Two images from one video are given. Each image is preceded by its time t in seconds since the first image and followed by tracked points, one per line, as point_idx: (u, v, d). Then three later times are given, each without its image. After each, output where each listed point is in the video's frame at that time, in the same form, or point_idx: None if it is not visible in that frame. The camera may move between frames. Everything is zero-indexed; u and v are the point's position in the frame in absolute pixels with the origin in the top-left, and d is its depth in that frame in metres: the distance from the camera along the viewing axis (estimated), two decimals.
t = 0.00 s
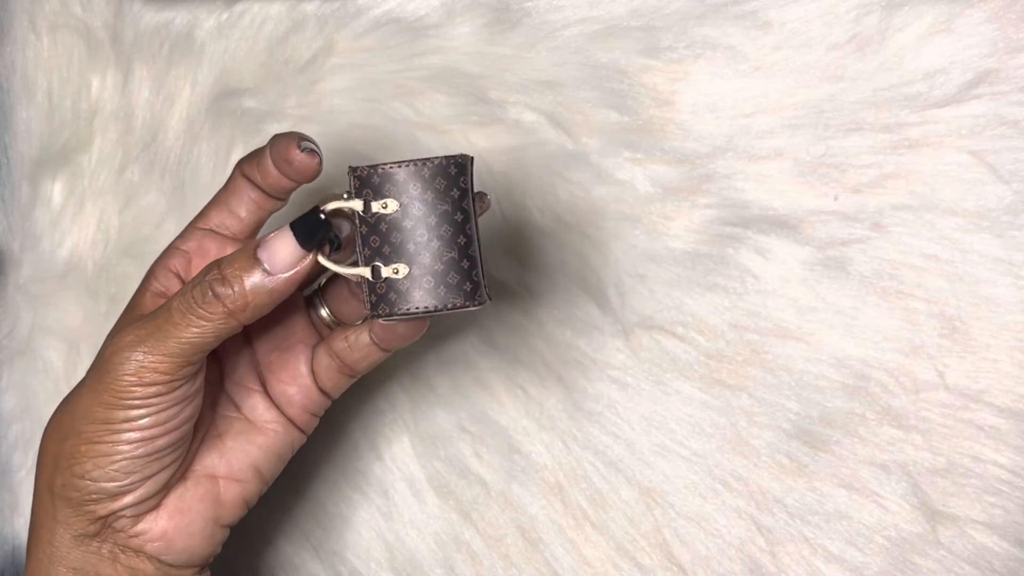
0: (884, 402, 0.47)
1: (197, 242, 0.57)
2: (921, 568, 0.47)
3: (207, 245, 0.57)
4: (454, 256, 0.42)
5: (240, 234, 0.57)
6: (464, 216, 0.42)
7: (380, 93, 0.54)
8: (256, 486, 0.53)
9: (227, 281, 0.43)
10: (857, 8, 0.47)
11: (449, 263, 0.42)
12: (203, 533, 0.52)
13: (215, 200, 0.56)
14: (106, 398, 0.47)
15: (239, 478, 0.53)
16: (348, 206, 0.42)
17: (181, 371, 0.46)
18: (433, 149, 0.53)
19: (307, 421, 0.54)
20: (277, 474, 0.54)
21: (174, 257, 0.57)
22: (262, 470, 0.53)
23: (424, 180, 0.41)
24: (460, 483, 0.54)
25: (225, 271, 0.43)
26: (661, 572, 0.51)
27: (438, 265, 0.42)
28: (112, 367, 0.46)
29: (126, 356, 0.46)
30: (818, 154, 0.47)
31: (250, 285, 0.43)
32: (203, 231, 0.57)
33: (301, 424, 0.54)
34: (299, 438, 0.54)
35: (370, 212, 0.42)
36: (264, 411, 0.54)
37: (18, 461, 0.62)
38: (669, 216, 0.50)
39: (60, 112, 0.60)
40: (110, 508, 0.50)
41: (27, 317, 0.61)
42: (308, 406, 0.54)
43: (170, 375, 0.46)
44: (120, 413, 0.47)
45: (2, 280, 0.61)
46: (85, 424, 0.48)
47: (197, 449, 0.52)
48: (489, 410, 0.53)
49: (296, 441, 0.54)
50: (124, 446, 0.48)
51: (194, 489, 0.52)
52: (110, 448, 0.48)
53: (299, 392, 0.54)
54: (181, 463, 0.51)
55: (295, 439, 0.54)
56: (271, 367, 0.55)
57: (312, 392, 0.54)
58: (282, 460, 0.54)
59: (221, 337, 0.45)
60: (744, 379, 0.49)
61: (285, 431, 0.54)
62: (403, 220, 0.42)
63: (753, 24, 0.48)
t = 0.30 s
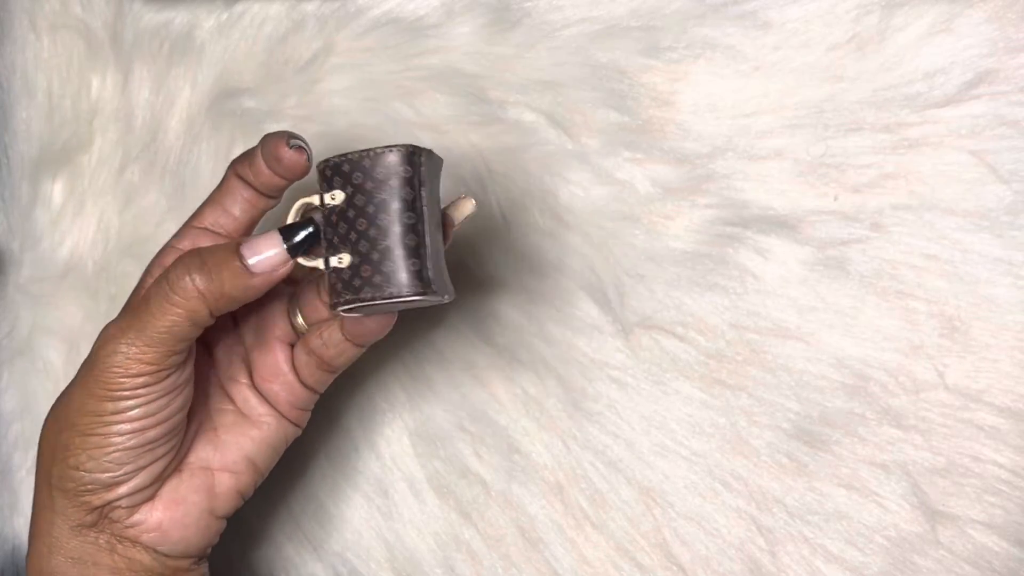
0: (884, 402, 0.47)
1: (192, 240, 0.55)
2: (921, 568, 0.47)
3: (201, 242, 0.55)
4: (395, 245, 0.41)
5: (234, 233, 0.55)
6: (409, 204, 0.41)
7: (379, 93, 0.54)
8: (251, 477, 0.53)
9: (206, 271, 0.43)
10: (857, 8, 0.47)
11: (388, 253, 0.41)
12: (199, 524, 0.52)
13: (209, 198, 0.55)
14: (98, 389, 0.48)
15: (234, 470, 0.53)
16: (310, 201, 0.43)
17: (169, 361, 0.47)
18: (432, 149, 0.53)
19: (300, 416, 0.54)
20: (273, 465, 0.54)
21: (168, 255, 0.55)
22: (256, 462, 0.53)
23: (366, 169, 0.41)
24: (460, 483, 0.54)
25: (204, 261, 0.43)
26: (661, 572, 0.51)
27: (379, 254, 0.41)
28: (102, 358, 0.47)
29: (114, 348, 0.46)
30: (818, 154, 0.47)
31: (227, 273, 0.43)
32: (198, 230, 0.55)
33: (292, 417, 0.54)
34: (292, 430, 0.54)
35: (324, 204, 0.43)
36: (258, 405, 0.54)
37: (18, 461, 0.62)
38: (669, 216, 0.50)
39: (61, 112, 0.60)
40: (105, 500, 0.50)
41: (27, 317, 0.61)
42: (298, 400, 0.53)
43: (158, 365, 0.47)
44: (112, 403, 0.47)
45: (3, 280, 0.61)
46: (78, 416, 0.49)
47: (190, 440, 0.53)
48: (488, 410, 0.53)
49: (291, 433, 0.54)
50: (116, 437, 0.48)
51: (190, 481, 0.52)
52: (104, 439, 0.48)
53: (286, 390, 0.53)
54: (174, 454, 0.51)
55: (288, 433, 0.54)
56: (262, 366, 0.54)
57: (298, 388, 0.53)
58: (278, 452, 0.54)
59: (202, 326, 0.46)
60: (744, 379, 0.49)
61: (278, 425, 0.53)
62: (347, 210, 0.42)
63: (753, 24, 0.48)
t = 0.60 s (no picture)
0: (883, 402, 0.47)
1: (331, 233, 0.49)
2: (921, 568, 0.47)
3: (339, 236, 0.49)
4: (350, 305, 0.38)
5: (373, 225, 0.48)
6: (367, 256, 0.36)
7: (380, 94, 0.55)
8: (367, 483, 0.50)
9: (288, 308, 0.42)
10: (857, 8, 0.47)
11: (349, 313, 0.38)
12: (308, 524, 0.51)
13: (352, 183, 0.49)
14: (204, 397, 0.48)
15: (350, 475, 0.50)
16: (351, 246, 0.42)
17: (259, 381, 0.46)
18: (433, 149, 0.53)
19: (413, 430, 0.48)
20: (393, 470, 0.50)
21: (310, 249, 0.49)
22: (372, 468, 0.50)
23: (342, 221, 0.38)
24: (460, 483, 0.53)
25: (285, 297, 0.42)
26: (661, 572, 0.51)
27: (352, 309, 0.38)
28: (206, 370, 0.48)
29: (213, 361, 0.47)
30: (818, 154, 0.47)
31: (302, 317, 0.41)
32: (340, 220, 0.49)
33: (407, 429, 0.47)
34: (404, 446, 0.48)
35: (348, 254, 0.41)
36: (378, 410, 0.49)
37: (18, 461, 0.62)
38: (669, 216, 0.50)
39: (61, 112, 0.60)
40: (224, 493, 0.51)
41: (27, 317, 0.61)
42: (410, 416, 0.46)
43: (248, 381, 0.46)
44: (214, 412, 0.48)
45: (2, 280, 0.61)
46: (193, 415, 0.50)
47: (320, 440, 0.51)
48: (489, 411, 0.53)
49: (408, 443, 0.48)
50: (220, 441, 0.49)
51: (308, 480, 0.51)
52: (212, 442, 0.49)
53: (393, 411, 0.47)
54: (286, 457, 0.50)
55: (406, 444, 0.48)
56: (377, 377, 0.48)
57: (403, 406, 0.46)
58: (396, 460, 0.49)
59: (286, 356, 0.44)
60: (744, 379, 0.49)
61: (397, 432, 0.48)
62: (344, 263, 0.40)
63: (753, 24, 0.48)
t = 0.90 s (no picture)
0: (883, 402, 0.47)
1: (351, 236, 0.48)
2: (921, 568, 0.47)
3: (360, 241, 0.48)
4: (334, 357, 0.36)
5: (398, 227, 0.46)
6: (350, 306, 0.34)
7: (380, 94, 0.55)
8: (383, 486, 0.50)
9: (282, 330, 0.39)
10: (858, 8, 0.46)
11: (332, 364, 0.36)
12: (322, 525, 0.51)
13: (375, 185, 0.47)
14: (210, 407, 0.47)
15: (366, 478, 0.50)
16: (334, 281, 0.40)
17: (258, 396, 0.44)
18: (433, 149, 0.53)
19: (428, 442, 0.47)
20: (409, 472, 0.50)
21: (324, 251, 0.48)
22: (387, 472, 0.49)
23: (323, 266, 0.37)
24: (461, 484, 0.53)
25: (282, 319, 0.39)
26: (661, 572, 0.51)
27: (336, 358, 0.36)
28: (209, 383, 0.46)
29: (215, 374, 0.45)
30: (818, 154, 0.47)
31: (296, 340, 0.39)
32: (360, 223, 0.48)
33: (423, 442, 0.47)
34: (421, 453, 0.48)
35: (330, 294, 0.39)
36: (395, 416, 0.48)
37: (18, 461, 0.62)
38: (669, 216, 0.50)
39: (60, 112, 0.60)
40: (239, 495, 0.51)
41: (27, 317, 0.61)
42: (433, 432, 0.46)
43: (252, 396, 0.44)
44: (221, 421, 0.47)
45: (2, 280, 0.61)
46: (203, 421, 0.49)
47: (335, 442, 0.50)
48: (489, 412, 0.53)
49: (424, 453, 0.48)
50: (229, 448, 0.48)
51: (323, 483, 0.50)
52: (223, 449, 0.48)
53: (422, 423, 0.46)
54: (300, 461, 0.50)
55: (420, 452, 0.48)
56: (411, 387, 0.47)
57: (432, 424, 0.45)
58: (413, 464, 0.49)
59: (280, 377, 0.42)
60: (744, 379, 0.49)
61: (410, 440, 0.48)
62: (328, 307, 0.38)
63: (753, 24, 0.48)
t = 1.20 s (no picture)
0: (884, 402, 0.47)
1: (315, 236, 0.51)
2: (921, 568, 0.47)
3: (323, 240, 0.51)
4: (366, 355, 0.36)
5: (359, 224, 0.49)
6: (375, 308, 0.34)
7: (380, 93, 0.54)
8: (349, 487, 0.51)
9: (272, 330, 0.40)
10: (858, 8, 0.46)
11: (365, 362, 0.36)
12: (286, 527, 0.52)
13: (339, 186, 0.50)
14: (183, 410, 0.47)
15: (331, 478, 0.50)
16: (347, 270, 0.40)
17: (237, 398, 0.45)
18: (433, 149, 0.53)
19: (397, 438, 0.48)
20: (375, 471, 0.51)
21: (289, 250, 0.52)
22: (355, 471, 0.50)
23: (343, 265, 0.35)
24: (460, 484, 0.53)
25: (271, 320, 0.40)
26: (661, 572, 0.51)
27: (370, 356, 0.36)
28: (183, 385, 0.46)
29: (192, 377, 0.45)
30: (818, 154, 0.47)
31: (292, 334, 0.40)
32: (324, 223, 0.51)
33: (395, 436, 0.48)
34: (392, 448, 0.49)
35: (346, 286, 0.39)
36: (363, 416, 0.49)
37: (17, 461, 0.62)
38: (670, 216, 0.50)
39: (60, 112, 0.60)
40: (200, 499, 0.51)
41: (26, 317, 0.61)
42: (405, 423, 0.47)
43: (230, 399, 0.45)
44: (193, 425, 0.47)
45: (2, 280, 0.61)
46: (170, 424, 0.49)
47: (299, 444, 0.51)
48: (489, 411, 0.53)
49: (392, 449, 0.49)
50: (199, 451, 0.48)
51: (287, 485, 0.51)
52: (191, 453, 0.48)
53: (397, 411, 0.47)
54: (265, 466, 0.50)
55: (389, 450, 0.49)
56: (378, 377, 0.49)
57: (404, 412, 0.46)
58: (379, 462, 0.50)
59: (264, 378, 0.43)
60: (744, 379, 0.49)
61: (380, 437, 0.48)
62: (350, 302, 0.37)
63: (753, 24, 0.48)
